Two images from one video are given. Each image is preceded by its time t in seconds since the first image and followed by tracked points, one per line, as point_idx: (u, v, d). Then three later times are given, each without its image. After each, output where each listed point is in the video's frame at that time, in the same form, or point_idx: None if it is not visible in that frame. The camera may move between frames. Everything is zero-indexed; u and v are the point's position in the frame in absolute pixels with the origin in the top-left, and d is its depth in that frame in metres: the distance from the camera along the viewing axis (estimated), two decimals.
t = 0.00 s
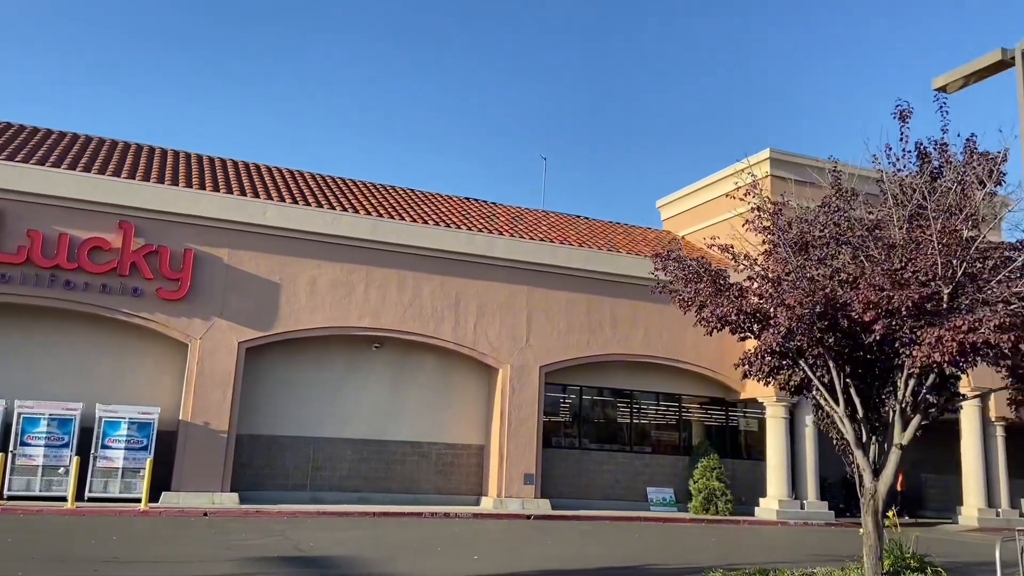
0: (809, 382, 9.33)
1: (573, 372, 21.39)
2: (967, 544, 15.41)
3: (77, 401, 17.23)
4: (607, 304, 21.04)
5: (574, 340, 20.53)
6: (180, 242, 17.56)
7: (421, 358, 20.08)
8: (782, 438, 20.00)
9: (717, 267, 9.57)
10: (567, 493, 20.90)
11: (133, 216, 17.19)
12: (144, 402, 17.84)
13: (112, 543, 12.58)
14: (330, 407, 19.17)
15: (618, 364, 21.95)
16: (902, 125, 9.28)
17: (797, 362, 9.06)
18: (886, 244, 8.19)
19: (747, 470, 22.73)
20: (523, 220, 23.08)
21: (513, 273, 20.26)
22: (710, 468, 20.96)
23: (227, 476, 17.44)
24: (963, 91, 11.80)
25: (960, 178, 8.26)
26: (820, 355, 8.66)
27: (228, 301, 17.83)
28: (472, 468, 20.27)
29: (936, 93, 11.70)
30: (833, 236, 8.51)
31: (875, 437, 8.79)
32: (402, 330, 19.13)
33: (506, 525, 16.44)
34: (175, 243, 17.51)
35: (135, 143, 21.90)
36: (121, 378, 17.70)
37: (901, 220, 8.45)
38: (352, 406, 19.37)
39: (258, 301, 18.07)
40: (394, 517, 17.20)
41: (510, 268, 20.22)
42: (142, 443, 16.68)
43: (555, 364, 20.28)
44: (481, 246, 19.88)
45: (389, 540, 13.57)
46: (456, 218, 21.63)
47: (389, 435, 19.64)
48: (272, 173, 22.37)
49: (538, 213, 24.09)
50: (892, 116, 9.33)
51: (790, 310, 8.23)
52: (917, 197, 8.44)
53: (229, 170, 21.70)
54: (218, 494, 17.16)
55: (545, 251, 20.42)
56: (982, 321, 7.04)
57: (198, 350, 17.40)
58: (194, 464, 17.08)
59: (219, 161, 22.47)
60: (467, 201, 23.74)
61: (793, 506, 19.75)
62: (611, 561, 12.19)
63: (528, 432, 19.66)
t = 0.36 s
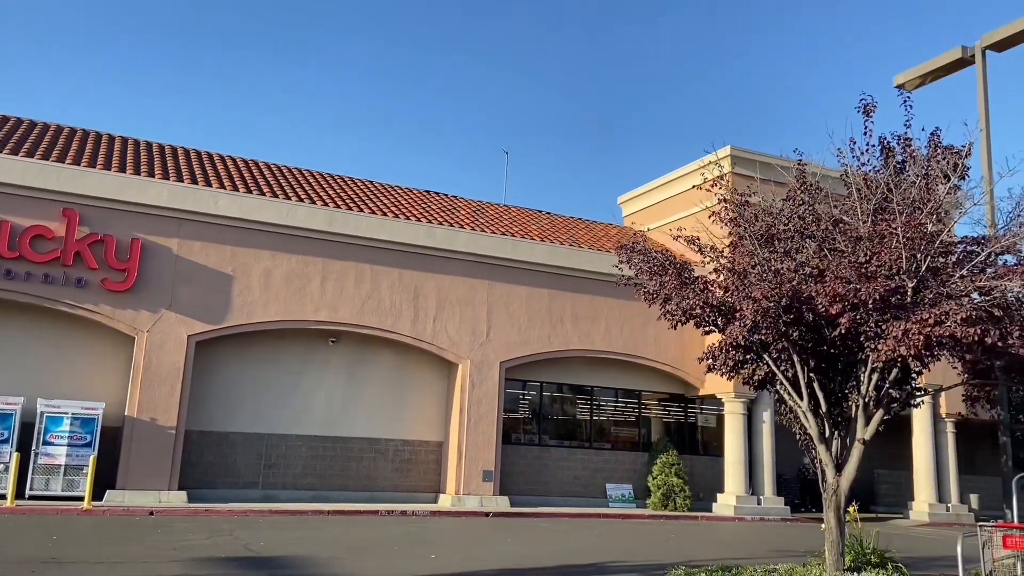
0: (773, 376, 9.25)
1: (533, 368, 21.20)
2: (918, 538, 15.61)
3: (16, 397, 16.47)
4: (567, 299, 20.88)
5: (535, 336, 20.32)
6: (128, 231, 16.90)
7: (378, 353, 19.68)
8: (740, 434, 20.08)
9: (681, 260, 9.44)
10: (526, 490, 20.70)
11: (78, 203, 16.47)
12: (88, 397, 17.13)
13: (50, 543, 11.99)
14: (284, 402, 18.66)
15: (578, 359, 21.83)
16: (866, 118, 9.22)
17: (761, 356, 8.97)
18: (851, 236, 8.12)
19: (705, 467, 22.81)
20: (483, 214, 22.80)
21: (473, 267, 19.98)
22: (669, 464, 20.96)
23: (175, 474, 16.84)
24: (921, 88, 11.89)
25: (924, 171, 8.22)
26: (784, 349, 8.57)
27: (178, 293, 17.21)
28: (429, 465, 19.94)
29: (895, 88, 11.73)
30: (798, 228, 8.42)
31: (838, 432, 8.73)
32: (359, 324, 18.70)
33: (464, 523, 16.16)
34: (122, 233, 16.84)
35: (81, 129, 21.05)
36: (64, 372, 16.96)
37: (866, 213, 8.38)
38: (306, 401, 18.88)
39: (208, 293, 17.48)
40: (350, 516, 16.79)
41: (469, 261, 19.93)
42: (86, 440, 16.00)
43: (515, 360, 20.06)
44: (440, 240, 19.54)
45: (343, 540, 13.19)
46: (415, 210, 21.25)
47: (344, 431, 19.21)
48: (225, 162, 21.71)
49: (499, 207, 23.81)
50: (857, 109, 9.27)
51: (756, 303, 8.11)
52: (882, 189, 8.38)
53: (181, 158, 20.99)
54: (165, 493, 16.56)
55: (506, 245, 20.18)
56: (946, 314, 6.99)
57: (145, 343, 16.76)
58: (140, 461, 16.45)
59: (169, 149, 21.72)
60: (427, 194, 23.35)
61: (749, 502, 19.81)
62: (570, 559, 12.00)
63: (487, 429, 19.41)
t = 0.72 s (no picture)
0: (751, 373, 9.14)
1: (507, 366, 20.99)
2: (889, 536, 15.67)
3: None
4: (542, 296, 20.70)
5: (508, 333, 20.11)
6: (90, 223, 16.38)
7: (349, 350, 19.33)
8: (713, 432, 20.06)
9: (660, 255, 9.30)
10: (498, 488, 20.50)
11: (38, 194, 15.93)
12: (48, 394, 16.58)
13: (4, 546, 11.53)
14: (252, 400, 18.25)
15: (552, 357, 21.66)
16: (846, 114, 9.12)
17: (740, 353, 8.86)
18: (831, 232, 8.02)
19: (678, 465, 22.78)
20: (458, 209, 22.52)
21: (447, 263, 19.70)
22: (642, 462, 20.89)
23: (138, 473, 16.38)
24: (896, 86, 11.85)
25: (905, 167, 8.14)
26: (763, 346, 8.46)
27: (142, 287, 16.73)
28: (401, 464, 19.64)
29: (872, 86, 11.64)
30: (777, 224, 8.31)
31: (816, 430, 8.63)
32: (330, 320, 18.34)
33: (435, 522, 15.91)
34: (85, 225, 16.32)
35: (41, 118, 20.40)
36: (22, 369, 16.41)
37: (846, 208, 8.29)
38: (275, 399, 18.48)
39: (174, 287, 17.02)
40: (319, 516, 16.44)
41: (443, 257, 19.65)
42: (45, 438, 15.49)
43: (489, 357, 19.83)
44: (413, 235, 19.24)
45: (312, 540, 12.88)
46: (388, 205, 20.92)
47: (314, 430, 18.84)
48: (192, 154, 21.19)
49: (473, 202, 23.55)
50: (837, 105, 9.17)
51: (735, 300, 7.97)
52: (862, 185, 8.29)
53: (146, 149, 20.44)
54: (128, 492, 16.09)
55: (480, 240, 19.94)
56: (927, 311, 6.90)
57: (108, 339, 16.27)
58: (102, 460, 15.97)
59: (134, 139, 21.15)
60: (400, 189, 23.02)
61: (722, 500, 19.78)
62: (544, 559, 11.81)
63: (460, 427, 19.16)
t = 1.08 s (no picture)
0: (732, 368, 8.97)
1: (484, 362, 20.73)
2: (868, 532, 15.63)
3: None
4: (520, 292, 20.45)
5: (486, 329, 19.85)
6: (55, 215, 15.87)
7: (324, 346, 18.95)
8: (692, 429, 19.95)
9: (641, 247, 9.10)
10: (476, 486, 20.24)
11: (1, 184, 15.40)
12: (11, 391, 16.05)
13: None
14: (223, 397, 17.83)
15: (530, 353, 21.42)
16: (830, 104, 8.97)
17: (721, 348, 8.69)
18: (815, 223, 7.87)
19: (657, 462, 22.65)
20: (435, 203, 22.20)
21: (424, 258, 19.39)
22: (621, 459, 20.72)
23: (105, 472, 15.91)
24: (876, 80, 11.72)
25: (889, 158, 8.02)
26: (745, 339, 8.28)
27: (110, 281, 16.25)
28: (376, 462, 19.31)
29: (853, 79, 11.47)
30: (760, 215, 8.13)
31: (798, 425, 8.48)
32: (304, 316, 17.96)
33: (411, 522, 15.61)
34: (49, 216, 15.81)
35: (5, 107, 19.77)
36: None
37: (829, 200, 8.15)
38: (247, 396, 18.07)
39: (143, 281, 16.56)
40: (292, 515, 16.08)
41: (420, 252, 19.34)
42: (8, 436, 14.98)
43: (466, 353, 19.55)
44: (389, 229, 18.91)
45: (284, 540, 12.53)
46: (364, 199, 20.56)
47: (287, 427, 18.45)
48: (162, 145, 20.66)
49: (450, 197, 23.24)
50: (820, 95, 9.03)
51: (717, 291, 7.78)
52: (846, 175, 8.15)
53: (115, 140, 19.89)
54: (94, 492, 15.59)
55: (457, 235, 19.65)
56: (915, 303, 6.74)
57: (74, 334, 15.78)
58: (68, 459, 15.49)
59: (102, 129, 20.57)
60: (376, 183, 22.64)
61: (701, 497, 19.67)
62: (521, 558, 11.56)
63: (437, 423, 18.86)
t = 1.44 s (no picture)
0: (720, 366, 8.80)
1: (468, 360, 20.50)
2: (853, 531, 15.58)
3: None
4: (504, 289, 20.23)
5: (470, 327, 19.61)
6: (28, 210, 15.45)
7: (304, 344, 18.63)
8: (677, 428, 19.83)
9: (627, 242, 8.91)
10: (459, 486, 20.01)
11: None
12: None
13: None
14: (202, 396, 17.47)
15: (514, 352, 21.20)
16: (819, 97, 8.82)
17: (710, 345, 8.53)
18: (806, 218, 7.71)
19: (642, 461, 22.51)
20: (418, 200, 21.93)
21: (406, 255, 19.12)
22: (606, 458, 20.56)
23: (80, 473, 15.52)
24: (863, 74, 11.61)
25: (880, 151, 7.89)
26: (735, 337, 8.10)
27: (85, 278, 15.86)
28: (358, 462, 19.03)
29: (841, 72, 11.33)
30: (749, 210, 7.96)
31: (788, 424, 8.33)
32: (284, 313, 17.63)
33: (394, 523, 15.35)
34: (22, 211, 15.39)
35: None
36: None
37: (820, 194, 8.01)
38: (226, 395, 17.73)
39: (119, 278, 16.17)
40: (271, 516, 15.78)
41: (402, 249, 19.06)
42: None
43: (450, 352, 19.31)
44: (372, 226, 18.63)
45: (263, 543, 12.23)
46: (345, 195, 20.25)
47: (267, 427, 18.12)
48: (139, 140, 20.23)
49: (433, 193, 22.96)
50: (810, 87, 8.88)
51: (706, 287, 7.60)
52: (837, 169, 8.02)
53: (90, 134, 19.44)
54: (68, 493, 15.20)
55: (440, 232, 19.39)
56: (909, 299, 6.59)
57: (47, 332, 15.36)
58: (41, 461, 15.09)
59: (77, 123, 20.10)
60: (358, 179, 22.33)
61: (686, 496, 19.55)
62: (505, 560, 11.35)
63: (419, 423, 18.60)
